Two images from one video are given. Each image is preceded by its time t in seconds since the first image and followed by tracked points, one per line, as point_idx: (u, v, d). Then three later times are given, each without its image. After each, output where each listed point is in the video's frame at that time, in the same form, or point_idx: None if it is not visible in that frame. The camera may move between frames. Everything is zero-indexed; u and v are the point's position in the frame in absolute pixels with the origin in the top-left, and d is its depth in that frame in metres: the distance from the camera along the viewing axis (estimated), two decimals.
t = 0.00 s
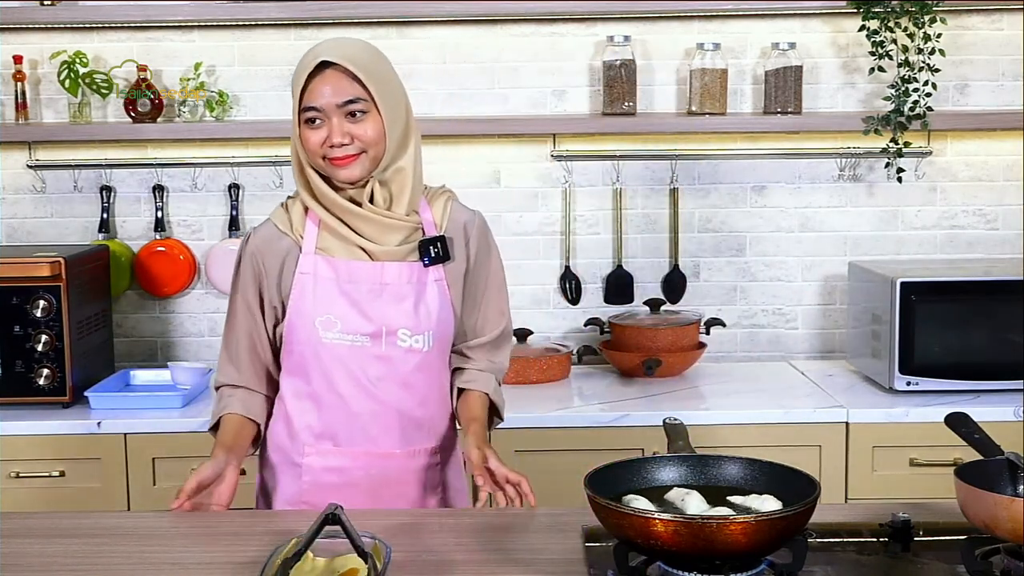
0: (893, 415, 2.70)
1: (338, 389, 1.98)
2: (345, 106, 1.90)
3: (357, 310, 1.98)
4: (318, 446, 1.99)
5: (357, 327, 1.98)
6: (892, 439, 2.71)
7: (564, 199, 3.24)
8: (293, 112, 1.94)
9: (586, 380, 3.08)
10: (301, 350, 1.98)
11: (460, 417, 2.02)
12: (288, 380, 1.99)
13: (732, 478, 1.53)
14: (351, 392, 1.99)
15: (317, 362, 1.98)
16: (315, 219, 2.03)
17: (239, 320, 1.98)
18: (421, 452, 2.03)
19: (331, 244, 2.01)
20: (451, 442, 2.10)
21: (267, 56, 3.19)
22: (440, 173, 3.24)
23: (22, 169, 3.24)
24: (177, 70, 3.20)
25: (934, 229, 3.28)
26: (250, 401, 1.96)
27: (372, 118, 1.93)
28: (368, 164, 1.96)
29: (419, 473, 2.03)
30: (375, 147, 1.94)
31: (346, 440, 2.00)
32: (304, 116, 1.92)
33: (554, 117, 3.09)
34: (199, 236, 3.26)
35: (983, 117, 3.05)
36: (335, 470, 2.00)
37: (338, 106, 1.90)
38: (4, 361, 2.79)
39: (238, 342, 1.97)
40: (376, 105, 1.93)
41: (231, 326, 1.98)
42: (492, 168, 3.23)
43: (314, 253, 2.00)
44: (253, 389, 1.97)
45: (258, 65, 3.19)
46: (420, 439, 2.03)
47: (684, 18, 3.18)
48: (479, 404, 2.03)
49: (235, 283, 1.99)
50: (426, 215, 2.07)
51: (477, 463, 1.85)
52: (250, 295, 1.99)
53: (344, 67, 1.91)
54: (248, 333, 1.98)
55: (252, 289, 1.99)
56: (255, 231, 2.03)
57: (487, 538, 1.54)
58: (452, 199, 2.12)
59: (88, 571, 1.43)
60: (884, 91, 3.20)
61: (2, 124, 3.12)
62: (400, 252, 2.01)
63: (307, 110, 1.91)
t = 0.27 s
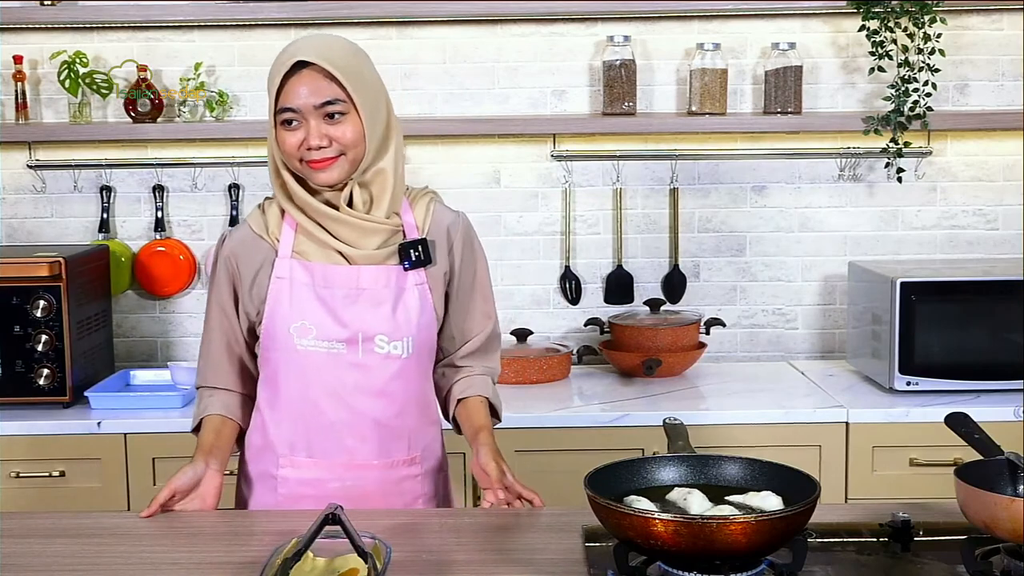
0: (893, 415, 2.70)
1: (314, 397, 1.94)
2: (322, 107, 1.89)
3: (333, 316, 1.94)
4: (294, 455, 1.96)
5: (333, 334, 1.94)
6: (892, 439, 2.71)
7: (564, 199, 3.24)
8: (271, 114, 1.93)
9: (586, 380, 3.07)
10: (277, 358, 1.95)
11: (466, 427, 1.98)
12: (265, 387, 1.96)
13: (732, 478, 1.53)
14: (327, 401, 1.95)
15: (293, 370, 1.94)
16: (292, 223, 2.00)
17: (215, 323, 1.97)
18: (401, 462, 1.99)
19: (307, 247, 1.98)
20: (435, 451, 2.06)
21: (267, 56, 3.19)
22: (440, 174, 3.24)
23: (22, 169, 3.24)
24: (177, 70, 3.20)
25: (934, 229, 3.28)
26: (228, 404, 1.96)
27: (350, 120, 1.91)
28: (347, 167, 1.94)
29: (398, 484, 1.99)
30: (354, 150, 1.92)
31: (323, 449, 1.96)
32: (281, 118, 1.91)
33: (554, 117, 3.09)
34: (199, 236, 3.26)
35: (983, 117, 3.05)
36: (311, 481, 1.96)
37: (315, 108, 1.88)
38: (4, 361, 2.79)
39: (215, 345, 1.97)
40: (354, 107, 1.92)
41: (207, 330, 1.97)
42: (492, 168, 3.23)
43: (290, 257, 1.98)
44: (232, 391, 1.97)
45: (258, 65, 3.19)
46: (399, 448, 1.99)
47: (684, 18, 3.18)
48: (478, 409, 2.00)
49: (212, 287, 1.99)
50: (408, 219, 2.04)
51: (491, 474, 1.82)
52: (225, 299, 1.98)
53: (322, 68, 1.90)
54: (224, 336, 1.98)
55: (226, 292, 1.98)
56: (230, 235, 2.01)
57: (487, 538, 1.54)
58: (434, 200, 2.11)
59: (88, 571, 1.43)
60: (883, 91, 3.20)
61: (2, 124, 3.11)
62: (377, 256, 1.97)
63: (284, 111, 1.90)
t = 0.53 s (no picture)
0: (893, 415, 2.70)
1: (293, 405, 1.88)
2: (299, 110, 1.82)
3: (311, 322, 1.87)
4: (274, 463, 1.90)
5: (311, 341, 1.86)
6: (893, 439, 2.71)
7: (564, 199, 3.24)
8: (247, 117, 1.86)
9: (586, 380, 3.07)
10: (256, 363, 1.89)
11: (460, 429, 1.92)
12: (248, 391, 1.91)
13: (732, 478, 1.53)
14: (305, 409, 1.88)
15: (271, 377, 1.88)
16: (270, 228, 1.94)
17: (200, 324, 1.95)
18: (385, 470, 1.92)
19: (285, 252, 1.93)
20: (423, 459, 1.98)
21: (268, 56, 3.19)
22: (440, 174, 3.24)
23: (22, 169, 3.24)
24: (177, 70, 3.20)
25: (934, 229, 3.28)
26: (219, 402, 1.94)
27: (329, 124, 1.85)
28: (326, 171, 1.87)
29: (381, 493, 1.92)
30: (333, 153, 1.86)
31: (302, 458, 1.89)
32: (258, 121, 1.84)
33: (554, 117, 3.09)
34: (199, 236, 3.26)
35: (983, 117, 3.05)
36: (291, 490, 1.90)
37: (292, 111, 1.82)
38: (3, 361, 2.79)
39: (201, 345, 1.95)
40: (333, 110, 1.85)
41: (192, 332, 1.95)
42: (492, 169, 3.23)
43: (268, 262, 1.92)
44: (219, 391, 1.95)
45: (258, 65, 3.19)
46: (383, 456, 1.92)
47: (684, 18, 3.18)
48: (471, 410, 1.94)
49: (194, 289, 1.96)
50: (391, 220, 1.97)
51: (488, 483, 1.77)
52: (207, 300, 1.95)
53: (298, 70, 1.83)
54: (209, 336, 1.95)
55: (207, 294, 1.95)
56: (209, 237, 1.97)
57: (487, 538, 1.54)
58: (418, 200, 2.04)
59: (88, 571, 1.43)
60: (883, 91, 3.20)
61: (2, 124, 3.11)
62: (357, 261, 1.90)
63: (260, 115, 1.84)
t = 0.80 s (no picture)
0: (893, 415, 2.70)
1: (279, 408, 1.85)
2: (286, 110, 1.78)
3: (296, 325, 1.84)
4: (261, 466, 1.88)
5: (295, 344, 1.84)
6: (893, 439, 2.71)
7: (564, 199, 3.24)
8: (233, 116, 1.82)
9: (586, 380, 3.07)
10: (244, 365, 1.87)
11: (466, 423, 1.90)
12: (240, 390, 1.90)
13: (733, 478, 1.53)
14: (291, 412, 1.85)
15: (257, 379, 1.86)
16: (258, 231, 1.92)
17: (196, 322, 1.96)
18: (372, 474, 1.89)
19: (273, 253, 1.90)
20: (416, 462, 1.94)
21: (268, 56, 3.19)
22: (440, 174, 3.24)
23: (22, 169, 3.24)
24: (177, 70, 3.20)
25: (934, 229, 3.28)
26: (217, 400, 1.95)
27: (316, 122, 1.81)
28: (314, 171, 1.84)
29: (368, 497, 1.89)
30: (320, 153, 1.82)
31: (289, 461, 1.87)
32: (245, 121, 1.80)
33: (554, 117, 3.09)
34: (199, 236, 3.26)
35: (983, 117, 3.05)
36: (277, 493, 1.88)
37: (279, 110, 1.78)
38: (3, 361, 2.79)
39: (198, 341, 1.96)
40: (321, 108, 1.81)
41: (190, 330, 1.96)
42: (492, 169, 3.23)
43: (256, 264, 1.89)
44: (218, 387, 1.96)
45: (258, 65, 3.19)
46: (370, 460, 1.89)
47: (684, 18, 3.18)
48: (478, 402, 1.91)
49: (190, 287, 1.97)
50: (380, 220, 1.93)
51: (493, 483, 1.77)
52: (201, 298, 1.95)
53: (284, 68, 1.79)
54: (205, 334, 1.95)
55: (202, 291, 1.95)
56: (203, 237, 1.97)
57: (487, 538, 1.54)
58: (412, 199, 1.99)
59: (88, 571, 1.43)
60: (883, 91, 3.20)
61: (2, 124, 3.11)
62: (343, 262, 1.87)
63: (246, 114, 1.80)
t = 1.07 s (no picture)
0: (893, 415, 2.70)
1: (276, 412, 1.85)
2: (281, 110, 1.78)
3: (293, 329, 1.85)
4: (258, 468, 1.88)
5: (291, 348, 1.84)
6: (893, 438, 2.71)
7: (564, 199, 3.24)
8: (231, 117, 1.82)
9: (586, 380, 3.07)
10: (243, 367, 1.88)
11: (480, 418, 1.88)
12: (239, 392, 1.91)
13: (733, 478, 1.53)
14: (287, 415, 1.85)
15: (255, 381, 1.86)
16: (259, 234, 1.92)
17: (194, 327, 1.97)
18: (368, 479, 1.88)
19: (272, 256, 1.91)
20: (413, 469, 1.92)
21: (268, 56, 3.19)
22: (440, 174, 3.24)
23: (22, 169, 3.24)
24: (177, 70, 3.20)
25: (934, 229, 3.28)
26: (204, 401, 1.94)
27: (313, 124, 1.80)
28: (311, 174, 1.82)
29: (364, 502, 1.88)
30: (315, 155, 1.80)
31: (285, 464, 1.87)
32: (241, 122, 1.80)
33: (554, 117, 3.08)
34: (199, 236, 3.26)
35: (983, 117, 3.05)
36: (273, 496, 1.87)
37: (275, 110, 1.78)
38: (3, 361, 2.79)
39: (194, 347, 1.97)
40: (317, 109, 1.80)
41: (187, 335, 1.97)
42: (492, 168, 3.23)
43: (255, 267, 1.90)
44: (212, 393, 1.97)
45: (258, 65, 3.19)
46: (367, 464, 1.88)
47: (684, 18, 3.18)
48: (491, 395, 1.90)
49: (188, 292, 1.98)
50: (378, 223, 1.92)
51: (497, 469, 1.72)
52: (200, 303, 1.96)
53: (280, 68, 1.79)
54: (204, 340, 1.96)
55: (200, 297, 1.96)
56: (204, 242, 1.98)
57: (487, 538, 1.54)
58: (411, 202, 1.98)
59: (88, 572, 1.43)
60: (883, 91, 3.20)
61: (2, 124, 3.11)
62: (338, 265, 1.87)
63: (244, 115, 1.79)
